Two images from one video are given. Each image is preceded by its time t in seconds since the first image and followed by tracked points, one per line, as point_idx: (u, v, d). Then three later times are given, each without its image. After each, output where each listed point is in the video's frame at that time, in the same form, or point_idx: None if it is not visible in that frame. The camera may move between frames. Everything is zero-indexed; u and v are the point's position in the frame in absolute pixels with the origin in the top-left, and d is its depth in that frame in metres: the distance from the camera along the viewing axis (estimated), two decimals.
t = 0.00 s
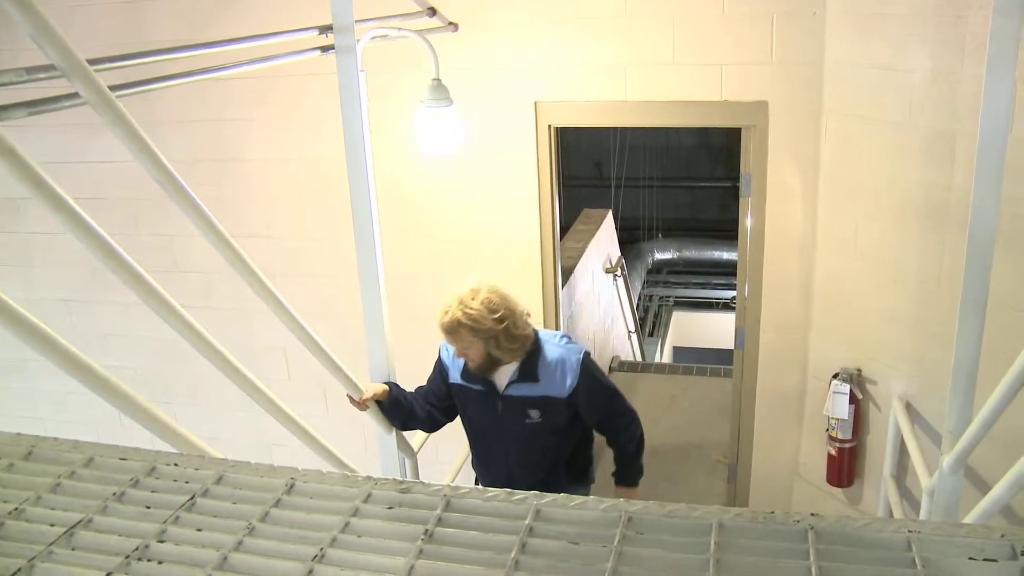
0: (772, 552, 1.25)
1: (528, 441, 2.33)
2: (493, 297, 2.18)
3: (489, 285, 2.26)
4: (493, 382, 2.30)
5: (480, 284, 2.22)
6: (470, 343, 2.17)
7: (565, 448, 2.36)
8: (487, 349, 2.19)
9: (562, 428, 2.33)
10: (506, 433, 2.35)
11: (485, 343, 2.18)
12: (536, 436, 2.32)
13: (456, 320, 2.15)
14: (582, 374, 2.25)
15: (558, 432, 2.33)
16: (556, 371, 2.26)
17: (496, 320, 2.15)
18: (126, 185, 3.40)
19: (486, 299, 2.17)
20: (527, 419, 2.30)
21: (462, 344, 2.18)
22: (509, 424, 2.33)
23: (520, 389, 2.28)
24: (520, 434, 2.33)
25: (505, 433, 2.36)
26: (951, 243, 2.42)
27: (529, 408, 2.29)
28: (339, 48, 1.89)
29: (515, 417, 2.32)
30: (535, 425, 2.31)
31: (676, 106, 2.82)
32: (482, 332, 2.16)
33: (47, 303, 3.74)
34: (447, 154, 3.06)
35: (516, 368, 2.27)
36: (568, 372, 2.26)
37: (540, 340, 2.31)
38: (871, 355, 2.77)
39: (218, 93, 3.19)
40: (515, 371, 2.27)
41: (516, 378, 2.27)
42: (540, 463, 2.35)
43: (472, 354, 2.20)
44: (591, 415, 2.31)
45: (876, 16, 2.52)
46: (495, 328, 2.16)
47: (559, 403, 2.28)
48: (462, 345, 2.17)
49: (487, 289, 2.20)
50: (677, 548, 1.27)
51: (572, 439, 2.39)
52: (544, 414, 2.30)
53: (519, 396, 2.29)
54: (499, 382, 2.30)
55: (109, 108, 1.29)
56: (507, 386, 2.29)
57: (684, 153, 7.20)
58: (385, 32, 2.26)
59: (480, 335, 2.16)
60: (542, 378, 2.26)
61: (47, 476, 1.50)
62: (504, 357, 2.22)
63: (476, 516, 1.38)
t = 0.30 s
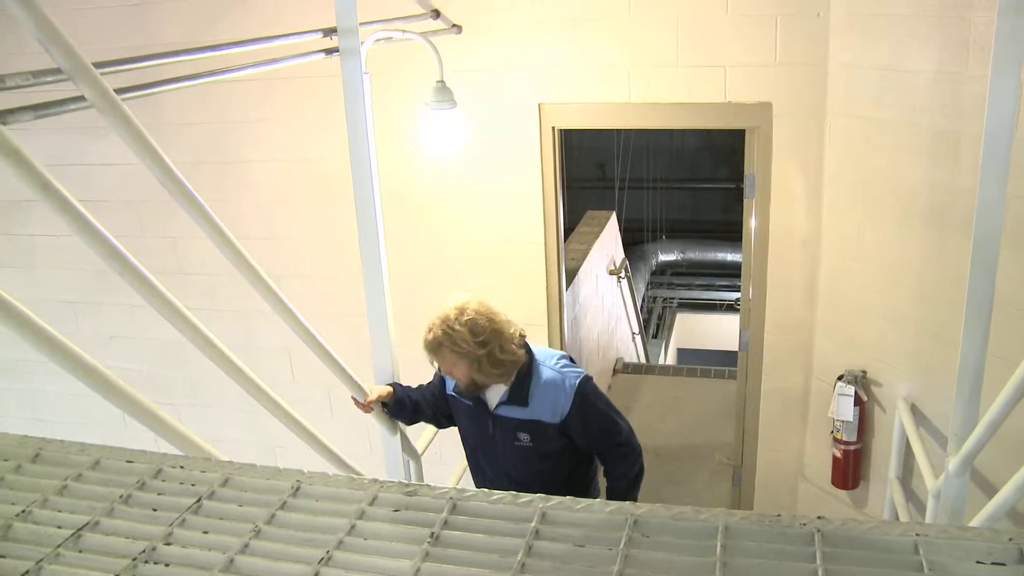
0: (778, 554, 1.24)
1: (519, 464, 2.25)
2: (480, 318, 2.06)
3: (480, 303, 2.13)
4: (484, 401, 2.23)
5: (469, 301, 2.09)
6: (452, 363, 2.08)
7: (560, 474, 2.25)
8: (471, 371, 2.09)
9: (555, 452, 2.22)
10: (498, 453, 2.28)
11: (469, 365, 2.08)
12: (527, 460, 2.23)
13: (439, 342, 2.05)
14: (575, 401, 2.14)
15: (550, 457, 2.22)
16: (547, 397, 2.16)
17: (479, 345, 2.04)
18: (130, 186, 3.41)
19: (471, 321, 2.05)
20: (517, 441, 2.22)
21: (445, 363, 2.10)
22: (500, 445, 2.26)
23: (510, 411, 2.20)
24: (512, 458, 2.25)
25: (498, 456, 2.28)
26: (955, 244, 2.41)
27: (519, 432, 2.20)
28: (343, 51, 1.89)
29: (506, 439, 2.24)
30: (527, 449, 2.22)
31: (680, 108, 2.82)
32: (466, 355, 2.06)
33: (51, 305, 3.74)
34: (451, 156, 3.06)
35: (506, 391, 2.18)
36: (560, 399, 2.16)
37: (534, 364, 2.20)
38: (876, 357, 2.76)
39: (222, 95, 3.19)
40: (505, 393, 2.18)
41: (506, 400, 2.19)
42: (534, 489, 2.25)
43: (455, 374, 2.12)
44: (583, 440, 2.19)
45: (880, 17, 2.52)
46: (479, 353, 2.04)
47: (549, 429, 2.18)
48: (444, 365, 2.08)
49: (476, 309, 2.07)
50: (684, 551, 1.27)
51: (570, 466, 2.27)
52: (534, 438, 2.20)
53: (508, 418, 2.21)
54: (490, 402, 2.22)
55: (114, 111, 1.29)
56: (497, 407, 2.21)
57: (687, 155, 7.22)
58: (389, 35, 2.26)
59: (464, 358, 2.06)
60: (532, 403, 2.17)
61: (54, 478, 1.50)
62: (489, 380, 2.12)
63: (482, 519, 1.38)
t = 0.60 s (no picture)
0: (788, 560, 1.24)
1: (514, 456, 2.18)
2: (473, 296, 2.03)
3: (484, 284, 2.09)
4: (483, 386, 2.17)
5: (469, 278, 2.07)
6: (442, 336, 2.06)
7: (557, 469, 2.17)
8: (460, 349, 2.06)
9: (551, 446, 2.14)
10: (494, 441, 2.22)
11: (458, 343, 2.05)
12: (521, 453, 2.16)
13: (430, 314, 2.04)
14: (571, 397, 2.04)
15: (546, 450, 2.14)
16: (543, 389, 2.07)
17: (467, 323, 2.00)
18: (138, 189, 3.41)
19: (464, 298, 2.02)
20: (511, 432, 2.15)
21: (436, 336, 2.08)
22: (495, 434, 2.20)
23: (506, 398, 2.13)
24: (507, 448, 2.18)
25: (495, 445, 2.22)
26: (965, 248, 2.40)
27: (514, 422, 2.13)
28: (352, 54, 1.90)
29: (501, 428, 2.17)
30: (522, 440, 2.15)
31: (689, 111, 2.82)
32: (455, 331, 2.03)
33: (60, 308, 3.75)
34: (459, 159, 3.06)
35: (504, 378, 2.11)
36: (557, 392, 2.06)
37: (536, 351, 2.11)
38: (886, 360, 2.75)
39: (230, 97, 3.20)
40: (503, 380, 2.12)
41: (503, 387, 2.12)
42: (529, 482, 2.18)
43: (447, 349, 2.09)
44: (579, 438, 2.08)
45: (889, 21, 2.52)
46: (466, 331, 2.01)
47: (544, 422, 2.09)
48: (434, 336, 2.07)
49: (473, 287, 2.05)
50: (695, 557, 1.26)
51: (568, 460, 2.19)
52: (528, 430, 2.13)
53: (504, 406, 2.14)
54: (488, 386, 2.16)
55: (127, 116, 1.29)
56: (495, 393, 2.15)
57: (695, 158, 7.19)
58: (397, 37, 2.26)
59: (452, 335, 2.03)
60: (528, 393, 2.09)
61: (65, 480, 1.50)
62: (479, 363, 2.06)
63: (492, 524, 1.38)
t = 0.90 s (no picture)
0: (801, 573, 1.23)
1: (505, 448, 2.15)
2: (479, 269, 2.05)
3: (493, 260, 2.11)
4: (482, 372, 2.18)
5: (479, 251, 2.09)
6: (442, 304, 2.09)
7: (549, 467, 2.12)
8: (457, 319, 2.07)
9: (543, 440, 2.10)
10: (489, 433, 2.20)
11: (457, 313, 2.06)
12: (513, 444, 2.13)
13: (435, 278, 2.07)
14: (565, 386, 2.02)
15: (538, 444, 2.11)
16: (538, 376, 2.06)
17: (468, 293, 2.02)
18: (150, 196, 3.43)
19: (471, 268, 2.04)
20: (505, 422, 2.13)
21: (437, 303, 2.11)
22: (490, 424, 2.18)
23: (502, 384, 2.12)
24: (501, 439, 2.16)
25: (490, 436, 2.20)
26: (977, 257, 2.39)
27: (508, 411, 2.12)
28: (365, 63, 1.91)
29: (496, 418, 2.16)
30: (515, 431, 2.13)
31: (699, 119, 2.81)
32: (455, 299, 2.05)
33: (72, 315, 3.77)
34: (470, 167, 3.07)
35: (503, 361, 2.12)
36: (551, 380, 2.04)
37: (536, 340, 2.11)
38: (897, 370, 2.74)
39: (241, 105, 3.21)
40: (502, 364, 2.13)
41: (500, 373, 2.12)
42: (520, 477, 2.14)
43: (445, 318, 2.12)
44: (572, 432, 2.04)
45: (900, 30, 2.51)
46: (465, 300, 2.03)
47: (536, 413, 2.07)
48: (435, 302, 2.10)
49: (483, 261, 2.07)
50: (708, 569, 1.26)
51: (563, 460, 2.14)
52: (522, 421, 2.10)
53: (500, 393, 2.13)
54: (487, 371, 2.18)
55: (141, 125, 1.30)
56: (492, 379, 2.15)
57: (706, 165, 7.24)
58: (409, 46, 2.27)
59: (452, 302, 2.05)
60: (523, 379, 2.08)
61: (77, 489, 1.51)
62: (474, 337, 2.08)
63: (504, 535, 1.37)
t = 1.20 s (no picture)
0: None
1: (499, 456, 2.16)
2: (488, 268, 2.10)
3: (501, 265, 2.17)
4: (478, 380, 2.20)
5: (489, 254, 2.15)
6: (445, 300, 2.12)
7: (542, 475, 2.12)
8: (460, 316, 2.10)
9: (536, 448, 2.11)
10: (484, 441, 2.21)
11: (460, 309, 2.10)
12: (506, 452, 2.14)
13: (442, 272, 2.11)
14: (557, 393, 2.04)
15: (532, 452, 2.12)
16: (532, 383, 2.08)
17: (475, 288, 2.06)
18: (164, 203, 3.45)
19: (479, 266, 2.10)
20: (498, 430, 2.14)
21: (440, 299, 2.14)
22: (485, 432, 2.20)
23: (497, 392, 2.14)
24: (495, 447, 2.17)
25: (485, 445, 2.22)
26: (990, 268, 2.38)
27: (501, 419, 2.13)
28: (379, 73, 1.92)
29: (490, 426, 2.17)
30: (509, 439, 2.14)
31: (712, 130, 2.81)
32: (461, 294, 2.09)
33: (85, 320, 3.78)
34: (482, 177, 3.08)
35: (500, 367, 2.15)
36: (545, 387, 2.06)
37: (532, 347, 2.13)
38: (910, 382, 2.73)
39: (255, 113, 3.23)
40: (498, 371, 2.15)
41: (495, 381, 2.14)
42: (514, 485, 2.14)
43: (447, 315, 2.15)
44: (565, 439, 2.05)
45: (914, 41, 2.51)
46: (471, 295, 2.07)
47: (530, 421, 2.08)
48: (440, 298, 2.13)
49: (492, 262, 2.13)
50: None
51: (558, 467, 2.14)
52: (515, 429, 2.12)
53: (495, 401, 2.15)
54: (483, 379, 2.20)
55: (157, 134, 1.30)
56: (486, 387, 2.17)
57: (718, 175, 7.24)
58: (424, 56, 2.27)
59: (456, 297, 2.09)
60: (516, 387, 2.10)
61: (91, 495, 1.51)
62: (475, 334, 2.11)
63: (517, 546, 1.37)
